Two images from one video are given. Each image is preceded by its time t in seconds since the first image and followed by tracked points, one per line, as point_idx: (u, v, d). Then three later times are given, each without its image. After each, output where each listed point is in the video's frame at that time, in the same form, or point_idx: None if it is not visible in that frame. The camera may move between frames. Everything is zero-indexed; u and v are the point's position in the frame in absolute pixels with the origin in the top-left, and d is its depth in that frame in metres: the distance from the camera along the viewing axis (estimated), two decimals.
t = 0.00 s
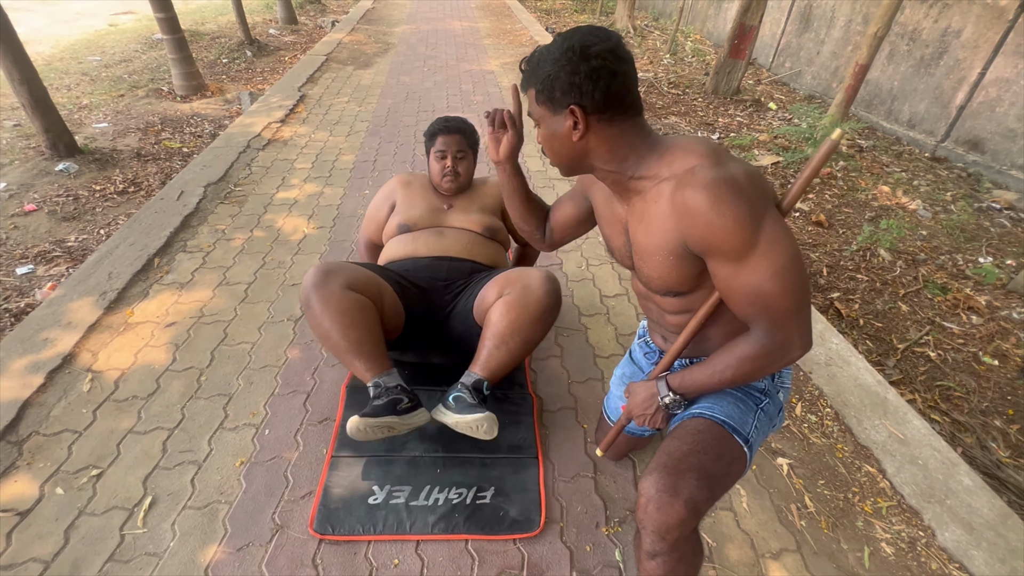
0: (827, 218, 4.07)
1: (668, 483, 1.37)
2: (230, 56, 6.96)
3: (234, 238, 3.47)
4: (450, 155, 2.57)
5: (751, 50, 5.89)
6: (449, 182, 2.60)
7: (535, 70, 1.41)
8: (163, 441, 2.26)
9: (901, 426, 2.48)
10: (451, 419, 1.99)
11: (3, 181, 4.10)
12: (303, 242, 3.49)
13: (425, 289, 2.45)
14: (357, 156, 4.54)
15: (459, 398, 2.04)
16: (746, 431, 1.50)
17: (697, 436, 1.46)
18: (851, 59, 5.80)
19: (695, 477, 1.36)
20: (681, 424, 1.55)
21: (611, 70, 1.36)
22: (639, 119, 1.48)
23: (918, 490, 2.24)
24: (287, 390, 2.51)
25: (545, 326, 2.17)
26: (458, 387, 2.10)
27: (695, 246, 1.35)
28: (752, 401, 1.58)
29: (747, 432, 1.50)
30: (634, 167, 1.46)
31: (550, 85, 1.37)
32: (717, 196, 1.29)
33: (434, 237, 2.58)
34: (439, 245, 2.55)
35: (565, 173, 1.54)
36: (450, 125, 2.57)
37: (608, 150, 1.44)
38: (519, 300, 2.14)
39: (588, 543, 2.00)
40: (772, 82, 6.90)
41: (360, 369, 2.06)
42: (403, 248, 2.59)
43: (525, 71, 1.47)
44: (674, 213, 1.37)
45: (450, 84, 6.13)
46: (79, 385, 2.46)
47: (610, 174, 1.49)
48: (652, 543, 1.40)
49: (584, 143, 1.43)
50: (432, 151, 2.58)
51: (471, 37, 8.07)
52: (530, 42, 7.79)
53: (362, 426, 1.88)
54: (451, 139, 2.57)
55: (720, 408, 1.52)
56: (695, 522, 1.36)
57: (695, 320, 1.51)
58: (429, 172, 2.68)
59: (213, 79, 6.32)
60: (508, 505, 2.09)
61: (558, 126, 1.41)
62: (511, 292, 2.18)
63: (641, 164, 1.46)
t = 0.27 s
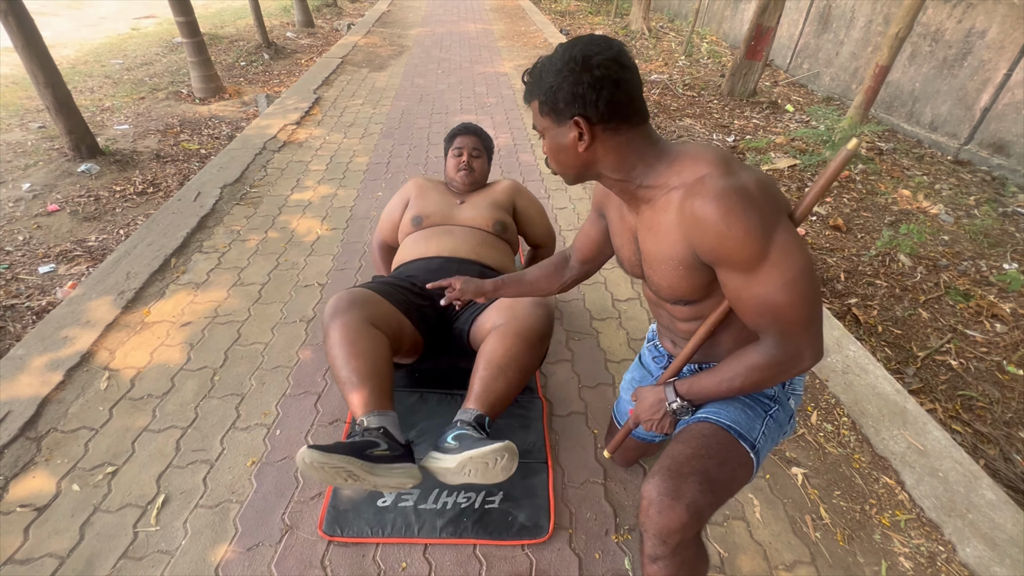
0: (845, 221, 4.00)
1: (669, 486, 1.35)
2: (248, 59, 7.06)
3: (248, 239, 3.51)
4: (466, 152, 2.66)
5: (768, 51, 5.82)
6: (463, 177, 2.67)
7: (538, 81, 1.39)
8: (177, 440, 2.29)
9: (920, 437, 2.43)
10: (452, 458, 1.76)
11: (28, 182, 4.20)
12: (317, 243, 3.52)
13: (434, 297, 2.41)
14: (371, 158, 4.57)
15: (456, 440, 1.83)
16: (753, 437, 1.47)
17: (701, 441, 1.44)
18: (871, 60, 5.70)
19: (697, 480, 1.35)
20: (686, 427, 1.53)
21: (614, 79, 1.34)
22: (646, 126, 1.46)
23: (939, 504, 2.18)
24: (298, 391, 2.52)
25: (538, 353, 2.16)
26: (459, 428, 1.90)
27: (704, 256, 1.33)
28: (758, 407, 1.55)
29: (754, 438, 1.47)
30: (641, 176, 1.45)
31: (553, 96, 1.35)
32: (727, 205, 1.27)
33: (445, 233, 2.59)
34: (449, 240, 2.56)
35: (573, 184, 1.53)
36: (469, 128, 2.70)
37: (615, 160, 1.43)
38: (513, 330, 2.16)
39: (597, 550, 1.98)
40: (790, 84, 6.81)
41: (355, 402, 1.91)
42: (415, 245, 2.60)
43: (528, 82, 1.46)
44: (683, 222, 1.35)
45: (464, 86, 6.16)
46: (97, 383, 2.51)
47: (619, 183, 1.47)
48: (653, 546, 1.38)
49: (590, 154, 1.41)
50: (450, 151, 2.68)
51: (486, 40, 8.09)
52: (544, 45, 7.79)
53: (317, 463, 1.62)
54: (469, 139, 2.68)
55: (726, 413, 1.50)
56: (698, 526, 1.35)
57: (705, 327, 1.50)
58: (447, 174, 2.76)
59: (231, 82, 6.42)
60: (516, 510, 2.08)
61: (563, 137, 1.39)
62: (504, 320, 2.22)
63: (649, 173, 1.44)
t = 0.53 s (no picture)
0: (854, 225, 3.96)
1: (675, 497, 1.34)
2: (257, 61, 7.11)
3: (256, 241, 3.53)
4: (470, 152, 2.64)
5: (776, 53, 5.79)
6: (468, 177, 2.66)
7: (524, 103, 1.41)
8: (182, 441, 2.29)
9: (930, 445, 2.39)
10: (451, 423, 1.95)
11: (40, 182, 4.24)
12: (323, 245, 3.53)
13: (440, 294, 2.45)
14: (378, 161, 4.59)
15: (462, 402, 2.00)
16: (761, 447, 1.46)
17: (706, 450, 1.43)
18: (881, 63, 5.65)
19: (703, 491, 1.34)
20: (692, 436, 1.52)
21: (595, 97, 1.34)
22: (634, 137, 1.46)
23: (949, 513, 2.15)
24: (304, 392, 2.53)
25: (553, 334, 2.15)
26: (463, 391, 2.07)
27: (700, 266, 1.32)
28: (766, 415, 1.54)
29: (762, 447, 1.46)
30: (634, 188, 1.45)
31: (539, 118, 1.37)
32: (719, 215, 1.26)
33: (450, 234, 2.58)
34: (454, 242, 2.56)
35: (567, 199, 1.54)
36: (473, 124, 2.66)
37: (605, 174, 1.43)
38: (527, 307, 2.12)
39: (601, 557, 1.96)
40: (798, 86, 6.77)
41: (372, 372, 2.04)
42: (419, 246, 2.59)
43: (514, 104, 1.48)
44: (676, 234, 1.35)
45: (471, 89, 6.17)
46: (104, 383, 2.52)
47: (612, 196, 1.47)
48: (658, 557, 1.37)
49: (580, 169, 1.42)
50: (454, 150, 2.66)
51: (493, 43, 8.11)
52: (551, 47, 7.79)
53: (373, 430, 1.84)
54: (473, 137, 2.65)
55: (733, 422, 1.49)
56: (704, 538, 1.33)
57: (707, 334, 1.49)
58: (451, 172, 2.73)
59: (240, 84, 6.46)
60: (520, 515, 2.07)
61: (552, 156, 1.41)
62: (520, 299, 2.16)
63: (641, 184, 1.44)
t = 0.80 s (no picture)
0: (859, 228, 3.95)
1: (678, 499, 1.34)
2: (261, 63, 7.14)
3: (260, 242, 3.54)
4: (475, 159, 2.64)
5: (780, 55, 5.78)
6: (472, 185, 2.66)
7: (533, 100, 1.40)
8: (186, 442, 2.30)
9: (936, 449, 2.38)
10: (451, 442, 1.79)
11: (46, 184, 4.27)
12: (327, 246, 3.54)
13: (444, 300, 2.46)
14: (382, 163, 4.60)
15: (463, 422, 1.87)
16: (764, 450, 1.46)
17: (710, 453, 1.43)
18: (885, 65, 5.63)
19: (707, 493, 1.33)
20: (694, 439, 1.52)
21: (606, 91, 1.34)
22: (644, 136, 1.46)
23: (955, 519, 2.14)
24: (307, 394, 2.53)
25: (553, 347, 2.14)
26: (465, 412, 1.93)
27: (705, 268, 1.32)
28: (768, 417, 1.53)
29: (765, 450, 1.45)
30: (641, 186, 1.44)
31: (549, 114, 1.35)
32: (727, 216, 1.26)
33: (455, 238, 2.58)
34: (459, 246, 2.54)
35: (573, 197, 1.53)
36: (479, 133, 2.66)
37: (613, 171, 1.42)
38: (530, 320, 2.13)
39: (604, 560, 1.96)
40: (803, 88, 6.76)
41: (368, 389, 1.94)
42: (424, 250, 2.60)
43: (522, 102, 1.46)
44: (683, 233, 1.34)
45: (475, 92, 6.19)
46: (109, 384, 2.53)
47: (619, 194, 1.47)
48: (660, 559, 1.37)
49: (589, 167, 1.41)
50: (459, 156, 2.66)
51: (497, 46, 8.13)
52: (555, 50, 7.80)
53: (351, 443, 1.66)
54: (479, 145, 2.65)
55: (736, 425, 1.49)
56: (707, 541, 1.33)
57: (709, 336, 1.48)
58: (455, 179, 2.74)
59: (245, 86, 6.49)
60: (523, 518, 2.06)
61: (561, 152, 1.39)
62: (523, 311, 2.19)
63: (648, 183, 1.44)
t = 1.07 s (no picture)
0: (860, 229, 3.95)
1: (682, 508, 1.34)
2: (263, 65, 7.16)
3: (261, 244, 3.55)
4: (479, 159, 2.65)
5: (781, 57, 5.79)
6: (475, 185, 2.66)
7: (546, 93, 1.38)
8: (188, 444, 2.30)
9: (938, 451, 2.38)
10: (453, 471, 1.75)
11: (48, 186, 4.28)
12: (328, 248, 3.55)
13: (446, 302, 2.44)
14: (383, 165, 4.61)
15: (466, 450, 1.81)
16: (767, 455, 1.46)
17: (713, 459, 1.43)
18: (885, 66, 5.64)
19: (711, 502, 1.33)
20: (697, 445, 1.52)
21: (622, 85, 1.33)
22: (659, 133, 1.46)
23: (956, 521, 2.14)
24: (309, 396, 2.54)
25: (546, 363, 2.10)
26: (468, 437, 1.87)
27: (716, 265, 1.33)
28: (770, 422, 1.54)
29: (768, 455, 1.46)
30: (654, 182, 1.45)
31: (563, 108, 1.35)
32: (741, 214, 1.27)
33: (457, 237, 2.58)
34: (461, 245, 2.54)
35: (584, 192, 1.53)
36: (482, 135, 2.69)
37: (626, 167, 1.42)
38: (522, 339, 2.12)
39: (605, 562, 1.96)
40: (803, 90, 6.77)
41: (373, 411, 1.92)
42: (426, 251, 2.60)
43: (533, 95, 1.46)
44: (696, 230, 1.35)
45: (476, 94, 6.21)
46: (111, 385, 2.54)
47: (631, 190, 1.47)
48: (664, 568, 1.37)
49: (602, 161, 1.41)
50: (462, 158, 2.68)
51: (498, 48, 8.16)
52: (556, 52, 7.83)
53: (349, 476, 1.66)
54: (481, 146, 2.66)
55: (739, 430, 1.49)
56: (711, 550, 1.34)
57: (715, 336, 1.49)
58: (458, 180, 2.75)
59: (246, 88, 6.51)
60: (524, 519, 2.07)
61: (574, 147, 1.39)
62: (513, 327, 2.20)
63: (662, 179, 1.44)
